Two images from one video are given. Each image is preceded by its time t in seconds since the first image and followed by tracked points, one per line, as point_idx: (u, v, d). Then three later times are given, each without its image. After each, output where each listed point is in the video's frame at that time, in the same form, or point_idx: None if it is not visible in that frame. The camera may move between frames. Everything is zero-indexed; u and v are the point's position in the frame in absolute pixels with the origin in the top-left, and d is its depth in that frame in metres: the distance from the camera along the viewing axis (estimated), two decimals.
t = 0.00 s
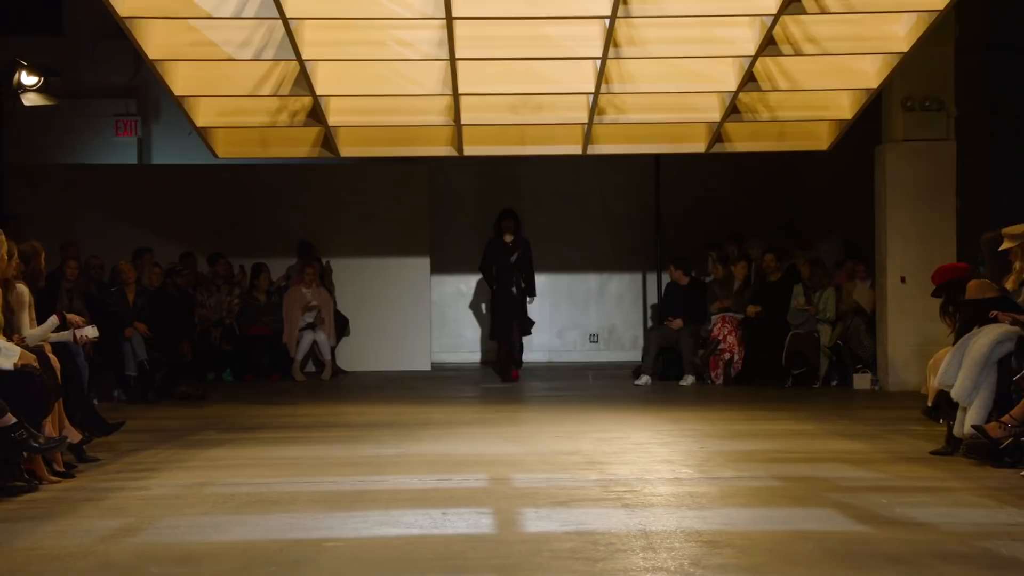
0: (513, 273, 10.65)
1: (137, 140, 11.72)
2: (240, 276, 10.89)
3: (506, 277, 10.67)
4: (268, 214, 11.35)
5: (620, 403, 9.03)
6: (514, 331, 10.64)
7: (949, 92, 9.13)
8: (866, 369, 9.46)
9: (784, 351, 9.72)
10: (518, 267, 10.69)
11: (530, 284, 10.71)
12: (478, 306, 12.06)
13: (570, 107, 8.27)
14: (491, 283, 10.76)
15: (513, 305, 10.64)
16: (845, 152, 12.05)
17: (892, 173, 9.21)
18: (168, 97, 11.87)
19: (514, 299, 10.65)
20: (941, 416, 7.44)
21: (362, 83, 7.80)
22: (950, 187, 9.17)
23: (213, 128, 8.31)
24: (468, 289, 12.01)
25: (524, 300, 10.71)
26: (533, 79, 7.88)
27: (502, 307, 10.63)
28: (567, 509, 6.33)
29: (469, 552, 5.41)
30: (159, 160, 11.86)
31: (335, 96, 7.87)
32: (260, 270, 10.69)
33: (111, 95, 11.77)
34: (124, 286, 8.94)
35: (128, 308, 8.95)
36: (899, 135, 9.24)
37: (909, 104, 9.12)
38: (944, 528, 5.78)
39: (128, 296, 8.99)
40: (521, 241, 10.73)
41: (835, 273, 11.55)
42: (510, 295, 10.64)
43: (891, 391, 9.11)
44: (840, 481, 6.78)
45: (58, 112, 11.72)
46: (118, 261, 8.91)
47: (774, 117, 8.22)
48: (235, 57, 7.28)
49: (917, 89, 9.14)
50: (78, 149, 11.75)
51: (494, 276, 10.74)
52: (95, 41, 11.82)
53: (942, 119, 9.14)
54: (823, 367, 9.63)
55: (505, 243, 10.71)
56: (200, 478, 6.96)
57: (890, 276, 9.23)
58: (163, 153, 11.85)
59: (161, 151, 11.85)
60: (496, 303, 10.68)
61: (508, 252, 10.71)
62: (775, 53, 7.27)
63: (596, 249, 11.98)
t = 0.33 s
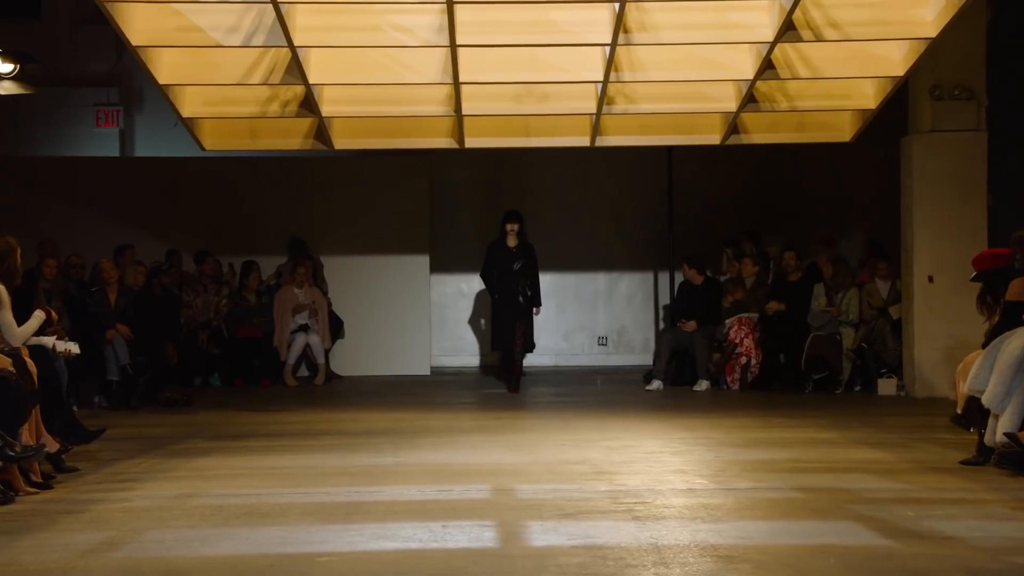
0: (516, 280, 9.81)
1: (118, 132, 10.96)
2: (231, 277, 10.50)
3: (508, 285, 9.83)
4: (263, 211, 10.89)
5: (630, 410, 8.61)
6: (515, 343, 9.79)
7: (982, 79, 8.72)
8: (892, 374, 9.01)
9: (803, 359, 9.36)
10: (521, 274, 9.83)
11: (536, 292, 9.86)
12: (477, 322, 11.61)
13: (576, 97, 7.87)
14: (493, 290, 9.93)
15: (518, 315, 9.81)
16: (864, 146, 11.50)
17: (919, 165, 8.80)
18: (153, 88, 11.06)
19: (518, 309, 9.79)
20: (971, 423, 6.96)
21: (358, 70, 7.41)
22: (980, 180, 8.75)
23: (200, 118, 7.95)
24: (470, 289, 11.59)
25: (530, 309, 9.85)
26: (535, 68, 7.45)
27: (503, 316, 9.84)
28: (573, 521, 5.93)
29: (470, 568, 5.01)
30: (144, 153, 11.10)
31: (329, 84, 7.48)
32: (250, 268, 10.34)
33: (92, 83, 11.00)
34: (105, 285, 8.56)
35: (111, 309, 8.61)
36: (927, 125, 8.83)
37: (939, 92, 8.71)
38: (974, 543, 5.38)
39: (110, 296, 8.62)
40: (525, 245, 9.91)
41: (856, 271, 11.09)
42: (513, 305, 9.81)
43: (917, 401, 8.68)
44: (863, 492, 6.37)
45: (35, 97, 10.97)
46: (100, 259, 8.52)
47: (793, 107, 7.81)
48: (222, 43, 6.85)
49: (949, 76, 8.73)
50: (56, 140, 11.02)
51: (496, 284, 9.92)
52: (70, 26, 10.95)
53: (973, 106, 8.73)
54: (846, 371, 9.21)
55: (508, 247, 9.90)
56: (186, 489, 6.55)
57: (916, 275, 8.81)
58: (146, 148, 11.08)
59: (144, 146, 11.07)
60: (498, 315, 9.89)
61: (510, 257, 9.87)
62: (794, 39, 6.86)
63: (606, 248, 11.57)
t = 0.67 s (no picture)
0: (517, 281, 9.17)
1: (98, 122, 11.03)
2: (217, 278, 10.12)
3: (508, 285, 9.18)
4: (259, 207, 10.50)
5: (638, 417, 8.22)
6: (512, 350, 9.13)
7: (1010, 66, 8.27)
8: (917, 379, 8.67)
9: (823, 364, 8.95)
10: (521, 272, 9.19)
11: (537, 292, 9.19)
12: (476, 330, 11.20)
13: (583, 86, 7.50)
14: (492, 291, 9.28)
15: (518, 319, 9.17)
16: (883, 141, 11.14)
17: (945, 158, 8.37)
18: (134, 77, 11.09)
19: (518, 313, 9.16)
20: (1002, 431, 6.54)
21: (354, 59, 7.04)
22: (1009, 172, 8.31)
23: (184, 109, 7.58)
24: (470, 289, 11.21)
25: (529, 312, 9.21)
26: (539, 56, 7.09)
27: (502, 320, 9.18)
28: (580, 535, 5.55)
29: None
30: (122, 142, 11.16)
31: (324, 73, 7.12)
32: (239, 266, 9.92)
33: (73, 72, 11.04)
34: (85, 286, 8.13)
35: (91, 309, 8.15)
36: (954, 116, 8.38)
37: (966, 82, 8.25)
38: (1011, 559, 5.00)
39: (91, 296, 8.18)
40: (527, 242, 9.26)
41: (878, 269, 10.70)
42: (511, 308, 9.18)
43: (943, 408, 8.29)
44: (888, 504, 5.98)
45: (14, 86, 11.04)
46: (79, 259, 8.10)
47: (812, 96, 7.44)
48: (208, 29, 6.51)
49: (975, 64, 8.28)
50: (33, 131, 11.12)
51: (496, 283, 9.27)
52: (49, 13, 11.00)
53: (1001, 96, 8.27)
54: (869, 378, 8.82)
55: (508, 245, 9.25)
56: (171, 502, 6.17)
57: (945, 273, 8.39)
58: (127, 137, 11.13)
59: (125, 135, 11.12)
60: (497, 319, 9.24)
61: (512, 254, 9.23)
62: (815, 25, 6.49)
63: (616, 247, 11.19)
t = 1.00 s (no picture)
0: (522, 270, 8.58)
1: (79, 112, 10.67)
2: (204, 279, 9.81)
3: (514, 275, 8.57)
4: (257, 206, 10.18)
5: (647, 424, 7.86)
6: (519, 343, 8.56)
7: None
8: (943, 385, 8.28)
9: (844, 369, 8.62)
10: (527, 261, 8.60)
11: (542, 285, 8.63)
12: (472, 330, 10.85)
13: (589, 76, 7.17)
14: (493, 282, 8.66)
15: (523, 311, 8.55)
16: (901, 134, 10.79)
17: (973, 150, 7.99)
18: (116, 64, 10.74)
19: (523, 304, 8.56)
20: None
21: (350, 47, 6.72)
22: None
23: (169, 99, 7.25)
24: (470, 289, 10.86)
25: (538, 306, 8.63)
26: (543, 44, 6.75)
27: (506, 310, 8.56)
28: (587, 549, 5.19)
29: None
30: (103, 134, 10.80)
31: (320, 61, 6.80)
32: (227, 265, 9.60)
33: (53, 60, 10.68)
34: (65, 286, 7.79)
35: (72, 312, 7.77)
36: (983, 106, 7.99)
37: (996, 70, 7.86)
38: None
39: (71, 298, 7.83)
40: (533, 228, 8.68)
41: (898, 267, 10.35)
42: (517, 297, 8.55)
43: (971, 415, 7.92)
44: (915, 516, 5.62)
45: None
46: (58, 257, 7.74)
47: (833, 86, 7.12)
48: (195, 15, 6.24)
49: (1006, 50, 7.88)
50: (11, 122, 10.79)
51: (497, 274, 8.66)
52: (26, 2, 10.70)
53: None
54: (893, 384, 8.47)
55: (512, 231, 8.66)
56: (155, 514, 5.82)
57: (972, 273, 8.02)
58: (108, 129, 10.77)
59: (107, 126, 10.76)
60: (498, 312, 8.60)
61: (516, 242, 8.64)
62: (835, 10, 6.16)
63: (626, 246, 10.85)
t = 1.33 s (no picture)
0: (522, 278, 8.11)
1: (58, 102, 10.37)
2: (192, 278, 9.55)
3: (514, 285, 8.12)
4: (252, 203, 9.90)
5: (653, 431, 7.56)
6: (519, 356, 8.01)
7: None
8: (965, 391, 8.00)
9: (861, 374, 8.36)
10: (528, 269, 8.12)
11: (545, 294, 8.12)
12: (471, 337, 10.58)
13: (594, 65, 6.91)
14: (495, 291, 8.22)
15: (524, 321, 8.07)
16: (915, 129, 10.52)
17: (996, 142, 7.67)
18: (97, 53, 10.46)
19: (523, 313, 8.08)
20: None
21: (344, 36, 6.47)
22: None
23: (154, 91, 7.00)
24: (470, 290, 10.58)
25: (540, 315, 8.13)
26: (544, 31, 6.49)
27: (508, 322, 8.09)
28: (592, 563, 4.89)
29: None
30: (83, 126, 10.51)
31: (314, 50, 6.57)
32: (214, 263, 9.35)
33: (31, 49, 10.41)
34: (43, 286, 7.46)
35: (50, 313, 7.45)
36: (1007, 96, 7.70)
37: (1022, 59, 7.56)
38: None
39: (49, 298, 7.50)
40: (537, 232, 8.21)
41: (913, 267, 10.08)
42: (518, 308, 8.09)
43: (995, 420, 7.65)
44: (937, 528, 5.31)
45: None
46: (37, 256, 7.48)
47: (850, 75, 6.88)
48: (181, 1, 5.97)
49: None
50: None
51: (497, 281, 8.23)
52: None
53: None
54: (912, 392, 8.20)
55: (514, 236, 8.18)
56: (138, 525, 5.51)
57: (995, 271, 7.71)
58: (88, 118, 10.51)
59: (87, 115, 10.50)
60: (501, 321, 8.17)
61: (518, 248, 8.15)
62: None
63: (632, 245, 10.58)
